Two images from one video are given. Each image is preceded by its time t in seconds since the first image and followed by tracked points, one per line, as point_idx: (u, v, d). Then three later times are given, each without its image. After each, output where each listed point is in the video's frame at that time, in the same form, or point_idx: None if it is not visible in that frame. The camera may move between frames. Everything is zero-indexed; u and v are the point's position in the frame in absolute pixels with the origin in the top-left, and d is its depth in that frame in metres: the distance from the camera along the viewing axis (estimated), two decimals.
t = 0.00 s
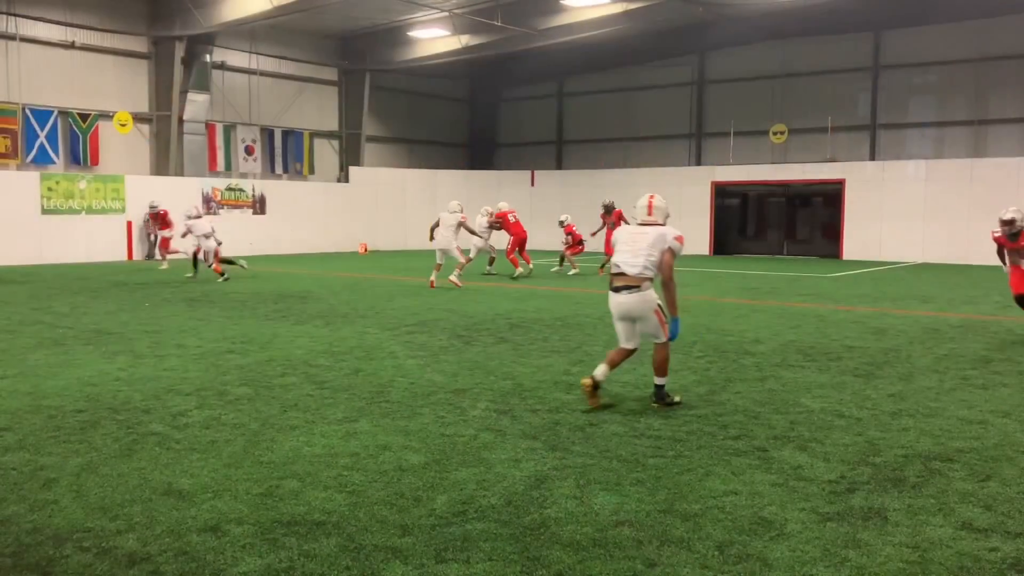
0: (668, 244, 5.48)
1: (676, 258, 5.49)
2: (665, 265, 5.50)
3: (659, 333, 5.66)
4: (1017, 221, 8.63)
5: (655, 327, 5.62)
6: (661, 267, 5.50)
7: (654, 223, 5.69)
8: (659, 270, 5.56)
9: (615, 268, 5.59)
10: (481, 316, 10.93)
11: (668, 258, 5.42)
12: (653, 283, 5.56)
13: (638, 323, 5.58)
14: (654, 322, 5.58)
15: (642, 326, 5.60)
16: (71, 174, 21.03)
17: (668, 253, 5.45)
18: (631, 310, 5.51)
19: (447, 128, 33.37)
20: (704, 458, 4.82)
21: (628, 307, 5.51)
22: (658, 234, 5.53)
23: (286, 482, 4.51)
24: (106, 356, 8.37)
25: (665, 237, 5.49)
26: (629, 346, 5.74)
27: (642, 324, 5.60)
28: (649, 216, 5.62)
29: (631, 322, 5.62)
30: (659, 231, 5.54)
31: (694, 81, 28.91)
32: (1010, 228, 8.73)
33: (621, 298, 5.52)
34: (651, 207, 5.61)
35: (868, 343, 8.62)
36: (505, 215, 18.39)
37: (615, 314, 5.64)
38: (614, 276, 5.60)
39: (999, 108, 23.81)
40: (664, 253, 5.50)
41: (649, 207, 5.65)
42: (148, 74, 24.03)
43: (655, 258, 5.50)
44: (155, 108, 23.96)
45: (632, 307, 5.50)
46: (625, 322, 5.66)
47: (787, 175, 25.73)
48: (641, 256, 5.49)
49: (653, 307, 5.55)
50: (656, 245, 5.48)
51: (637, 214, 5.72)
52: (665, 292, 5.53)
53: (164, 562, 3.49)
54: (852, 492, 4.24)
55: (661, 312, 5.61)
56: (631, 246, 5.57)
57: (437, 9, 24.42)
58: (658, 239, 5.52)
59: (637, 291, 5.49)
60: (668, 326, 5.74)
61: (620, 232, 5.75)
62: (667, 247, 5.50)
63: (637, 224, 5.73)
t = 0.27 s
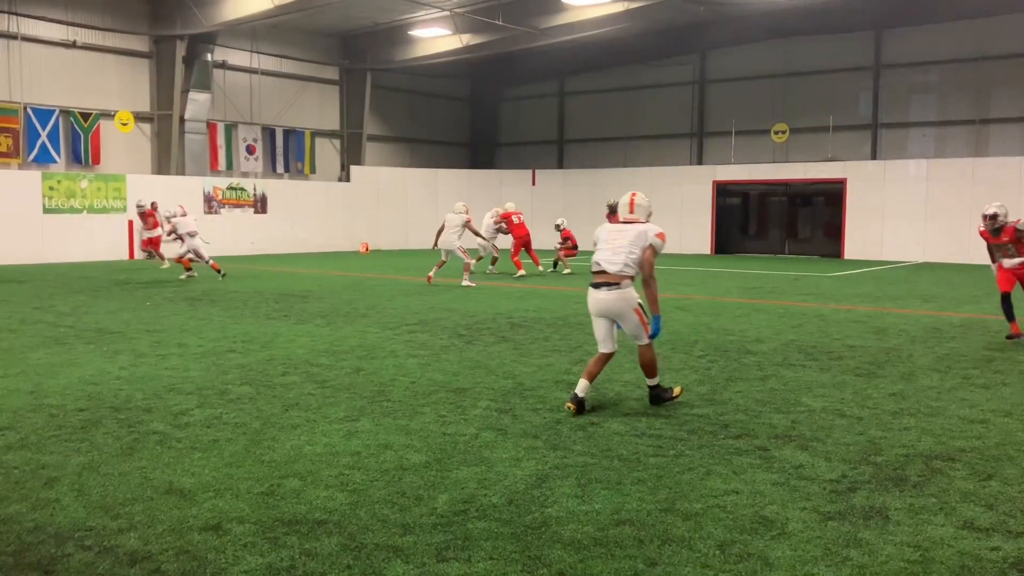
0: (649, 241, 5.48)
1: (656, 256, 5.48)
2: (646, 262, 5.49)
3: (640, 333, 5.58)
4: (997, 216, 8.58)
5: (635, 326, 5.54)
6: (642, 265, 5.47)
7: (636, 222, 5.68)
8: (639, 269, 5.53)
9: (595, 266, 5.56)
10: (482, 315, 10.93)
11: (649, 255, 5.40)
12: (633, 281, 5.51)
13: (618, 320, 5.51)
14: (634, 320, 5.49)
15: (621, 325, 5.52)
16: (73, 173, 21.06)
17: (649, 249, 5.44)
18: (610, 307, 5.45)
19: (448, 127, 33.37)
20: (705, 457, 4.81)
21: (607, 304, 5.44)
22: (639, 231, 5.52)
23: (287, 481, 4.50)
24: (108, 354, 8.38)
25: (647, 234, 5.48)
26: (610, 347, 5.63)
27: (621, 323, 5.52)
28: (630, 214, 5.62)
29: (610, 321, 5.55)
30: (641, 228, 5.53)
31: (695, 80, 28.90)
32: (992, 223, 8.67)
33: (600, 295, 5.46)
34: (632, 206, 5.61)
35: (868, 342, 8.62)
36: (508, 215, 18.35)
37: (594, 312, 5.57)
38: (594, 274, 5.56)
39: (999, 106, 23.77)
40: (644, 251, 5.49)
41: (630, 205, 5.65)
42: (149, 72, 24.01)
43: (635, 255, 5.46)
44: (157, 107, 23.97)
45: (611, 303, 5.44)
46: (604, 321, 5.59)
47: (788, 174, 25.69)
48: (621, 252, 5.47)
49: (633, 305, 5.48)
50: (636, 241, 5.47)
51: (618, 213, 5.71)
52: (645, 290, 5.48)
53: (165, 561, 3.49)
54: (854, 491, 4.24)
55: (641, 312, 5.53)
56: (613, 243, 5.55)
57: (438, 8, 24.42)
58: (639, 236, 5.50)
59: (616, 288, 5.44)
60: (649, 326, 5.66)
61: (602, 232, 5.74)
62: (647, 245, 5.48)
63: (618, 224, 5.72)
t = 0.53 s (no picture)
0: (637, 241, 5.47)
1: (644, 256, 5.46)
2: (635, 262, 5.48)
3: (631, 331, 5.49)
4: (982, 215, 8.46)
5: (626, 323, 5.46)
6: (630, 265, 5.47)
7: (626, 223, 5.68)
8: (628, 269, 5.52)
9: (583, 265, 5.55)
10: (483, 314, 10.93)
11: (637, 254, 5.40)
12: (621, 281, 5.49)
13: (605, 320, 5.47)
14: (622, 318, 5.43)
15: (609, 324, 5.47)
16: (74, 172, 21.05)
17: (638, 248, 5.44)
18: (596, 306, 5.43)
19: (449, 127, 33.38)
20: (706, 457, 4.81)
21: (594, 302, 5.44)
22: (628, 231, 5.52)
23: (288, 480, 4.51)
24: (110, 354, 8.40)
25: (635, 234, 5.48)
26: (599, 347, 5.59)
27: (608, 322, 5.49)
28: (619, 215, 5.63)
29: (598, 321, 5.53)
30: (629, 228, 5.53)
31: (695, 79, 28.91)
32: (979, 223, 8.55)
33: (586, 294, 5.46)
34: (621, 206, 5.61)
35: (869, 341, 8.61)
36: (512, 217, 18.38)
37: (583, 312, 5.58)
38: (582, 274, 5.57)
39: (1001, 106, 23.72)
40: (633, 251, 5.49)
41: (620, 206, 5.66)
42: (150, 71, 24.01)
43: (623, 254, 5.45)
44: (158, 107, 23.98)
45: (597, 302, 5.43)
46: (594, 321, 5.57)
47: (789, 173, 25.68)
48: (608, 251, 5.46)
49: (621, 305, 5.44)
50: (624, 240, 5.46)
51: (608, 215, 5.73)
52: (634, 290, 5.46)
53: (166, 560, 3.49)
54: (854, 491, 4.24)
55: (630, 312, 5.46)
56: (600, 243, 5.55)
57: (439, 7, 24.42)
58: (628, 236, 5.50)
59: (601, 287, 5.42)
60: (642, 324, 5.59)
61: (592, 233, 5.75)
62: (635, 245, 5.47)
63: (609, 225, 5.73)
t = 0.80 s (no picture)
0: (625, 238, 5.47)
1: (632, 254, 5.46)
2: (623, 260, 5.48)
3: (612, 333, 5.48)
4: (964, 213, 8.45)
5: (607, 326, 5.47)
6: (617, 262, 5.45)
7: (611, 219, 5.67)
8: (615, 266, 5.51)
9: (570, 259, 5.52)
10: (485, 313, 10.93)
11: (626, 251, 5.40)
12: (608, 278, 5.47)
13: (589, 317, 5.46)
14: (606, 318, 5.42)
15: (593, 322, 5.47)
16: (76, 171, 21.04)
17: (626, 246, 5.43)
18: (581, 302, 5.42)
19: (451, 126, 33.38)
20: (708, 456, 4.81)
21: (578, 298, 5.41)
22: (615, 228, 5.50)
23: (290, 479, 4.52)
24: (112, 353, 8.40)
25: (623, 231, 5.47)
26: (583, 343, 5.68)
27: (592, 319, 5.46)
28: (605, 211, 5.61)
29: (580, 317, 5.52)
30: (617, 225, 5.51)
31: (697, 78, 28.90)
32: (962, 223, 8.54)
33: (570, 289, 5.44)
34: (607, 203, 5.61)
35: (871, 340, 8.60)
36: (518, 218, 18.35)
37: (567, 307, 5.55)
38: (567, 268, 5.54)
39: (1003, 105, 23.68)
40: (621, 249, 5.48)
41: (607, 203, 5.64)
42: (152, 70, 24.03)
43: (611, 251, 5.44)
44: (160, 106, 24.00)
45: (583, 298, 5.41)
46: (576, 316, 5.56)
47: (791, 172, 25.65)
48: (597, 248, 5.42)
49: (606, 303, 5.43)
50: (612, 238, 5.44)
51: (594, 210, 5.71)
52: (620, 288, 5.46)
53: (169, 558, 3.50)
54: (856, 490, 4.23)
55: (613, 311, 5.47)
56: (587, 239, 5.52)
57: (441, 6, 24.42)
58: (616, 233, 5.48)
59: (588, 284, 5.39)
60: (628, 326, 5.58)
61: (576, 227, 5.70)
62: (623, 242, 5.47)
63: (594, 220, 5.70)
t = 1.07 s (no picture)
0: (618, 239, 5.36)
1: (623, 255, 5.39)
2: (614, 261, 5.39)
3: (582, 342, 5.27)
4: (941, 208, 8.51)
5: (582, 331, 5.27)
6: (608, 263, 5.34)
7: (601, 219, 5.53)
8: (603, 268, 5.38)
9: (560, 255, 5.33)
10: (487, 312, 10.95)
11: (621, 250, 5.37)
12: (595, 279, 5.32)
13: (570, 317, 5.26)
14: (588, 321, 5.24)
15: (571, 323, 5.26)
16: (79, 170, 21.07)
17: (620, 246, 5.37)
18: (566, 300, 5.22)
19: (453, 125, 33.39)
20: (709, 456, 4.81)
21: (565, 295, 5.23)
22: (607, 228, 5.37)
23: (292, 478, 4.53)
24: (115, 351, 8.43)
25: (617, 232, 5.36)
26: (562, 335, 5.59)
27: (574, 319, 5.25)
28: (595, 209, 5.47)
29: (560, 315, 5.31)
30: (609, 225, 5.39)
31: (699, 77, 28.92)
32: (941, 217, 8.58)
33: (558, 286, 5.25)
34: (598, 200, 5.42)
35: (873, 339, 8.61)
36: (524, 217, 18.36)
37: (549, 302, 5.35)
38: (556, 263, 5.35)
39: (1006, 104, 23.65)
40: (612, 251, 5.38)
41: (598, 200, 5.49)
42: (155, 69, 24.06)
43: (603, 252, 5.30)
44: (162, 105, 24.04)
45: (568, 295, 5.21)
46: (556, 313, 5.36)
47: (792, 171, 25.64)
48: (591, 247, 5.27)
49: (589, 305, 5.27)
50: (605, 238, 5.31)
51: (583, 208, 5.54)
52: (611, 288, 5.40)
53: (173, 557, 3.51)
54: (856, 489, 4.24)
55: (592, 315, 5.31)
56: (580, 237, 5.37)
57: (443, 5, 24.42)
58: (608, 234, 5.35)
59: (578, 282, 5.22)
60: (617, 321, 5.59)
61: (567, 223, 5.55)
62: (615, 243, 5.36)
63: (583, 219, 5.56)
